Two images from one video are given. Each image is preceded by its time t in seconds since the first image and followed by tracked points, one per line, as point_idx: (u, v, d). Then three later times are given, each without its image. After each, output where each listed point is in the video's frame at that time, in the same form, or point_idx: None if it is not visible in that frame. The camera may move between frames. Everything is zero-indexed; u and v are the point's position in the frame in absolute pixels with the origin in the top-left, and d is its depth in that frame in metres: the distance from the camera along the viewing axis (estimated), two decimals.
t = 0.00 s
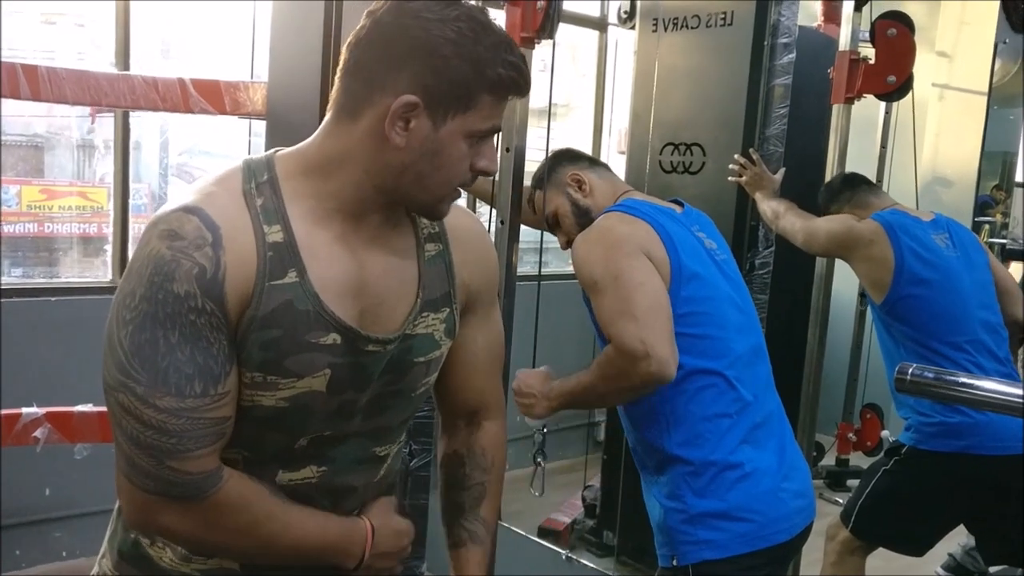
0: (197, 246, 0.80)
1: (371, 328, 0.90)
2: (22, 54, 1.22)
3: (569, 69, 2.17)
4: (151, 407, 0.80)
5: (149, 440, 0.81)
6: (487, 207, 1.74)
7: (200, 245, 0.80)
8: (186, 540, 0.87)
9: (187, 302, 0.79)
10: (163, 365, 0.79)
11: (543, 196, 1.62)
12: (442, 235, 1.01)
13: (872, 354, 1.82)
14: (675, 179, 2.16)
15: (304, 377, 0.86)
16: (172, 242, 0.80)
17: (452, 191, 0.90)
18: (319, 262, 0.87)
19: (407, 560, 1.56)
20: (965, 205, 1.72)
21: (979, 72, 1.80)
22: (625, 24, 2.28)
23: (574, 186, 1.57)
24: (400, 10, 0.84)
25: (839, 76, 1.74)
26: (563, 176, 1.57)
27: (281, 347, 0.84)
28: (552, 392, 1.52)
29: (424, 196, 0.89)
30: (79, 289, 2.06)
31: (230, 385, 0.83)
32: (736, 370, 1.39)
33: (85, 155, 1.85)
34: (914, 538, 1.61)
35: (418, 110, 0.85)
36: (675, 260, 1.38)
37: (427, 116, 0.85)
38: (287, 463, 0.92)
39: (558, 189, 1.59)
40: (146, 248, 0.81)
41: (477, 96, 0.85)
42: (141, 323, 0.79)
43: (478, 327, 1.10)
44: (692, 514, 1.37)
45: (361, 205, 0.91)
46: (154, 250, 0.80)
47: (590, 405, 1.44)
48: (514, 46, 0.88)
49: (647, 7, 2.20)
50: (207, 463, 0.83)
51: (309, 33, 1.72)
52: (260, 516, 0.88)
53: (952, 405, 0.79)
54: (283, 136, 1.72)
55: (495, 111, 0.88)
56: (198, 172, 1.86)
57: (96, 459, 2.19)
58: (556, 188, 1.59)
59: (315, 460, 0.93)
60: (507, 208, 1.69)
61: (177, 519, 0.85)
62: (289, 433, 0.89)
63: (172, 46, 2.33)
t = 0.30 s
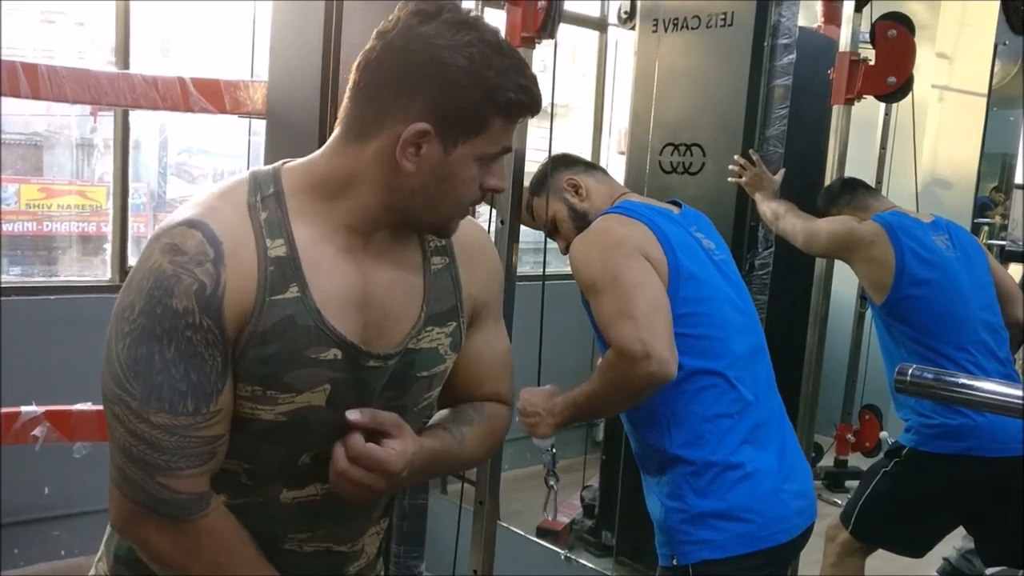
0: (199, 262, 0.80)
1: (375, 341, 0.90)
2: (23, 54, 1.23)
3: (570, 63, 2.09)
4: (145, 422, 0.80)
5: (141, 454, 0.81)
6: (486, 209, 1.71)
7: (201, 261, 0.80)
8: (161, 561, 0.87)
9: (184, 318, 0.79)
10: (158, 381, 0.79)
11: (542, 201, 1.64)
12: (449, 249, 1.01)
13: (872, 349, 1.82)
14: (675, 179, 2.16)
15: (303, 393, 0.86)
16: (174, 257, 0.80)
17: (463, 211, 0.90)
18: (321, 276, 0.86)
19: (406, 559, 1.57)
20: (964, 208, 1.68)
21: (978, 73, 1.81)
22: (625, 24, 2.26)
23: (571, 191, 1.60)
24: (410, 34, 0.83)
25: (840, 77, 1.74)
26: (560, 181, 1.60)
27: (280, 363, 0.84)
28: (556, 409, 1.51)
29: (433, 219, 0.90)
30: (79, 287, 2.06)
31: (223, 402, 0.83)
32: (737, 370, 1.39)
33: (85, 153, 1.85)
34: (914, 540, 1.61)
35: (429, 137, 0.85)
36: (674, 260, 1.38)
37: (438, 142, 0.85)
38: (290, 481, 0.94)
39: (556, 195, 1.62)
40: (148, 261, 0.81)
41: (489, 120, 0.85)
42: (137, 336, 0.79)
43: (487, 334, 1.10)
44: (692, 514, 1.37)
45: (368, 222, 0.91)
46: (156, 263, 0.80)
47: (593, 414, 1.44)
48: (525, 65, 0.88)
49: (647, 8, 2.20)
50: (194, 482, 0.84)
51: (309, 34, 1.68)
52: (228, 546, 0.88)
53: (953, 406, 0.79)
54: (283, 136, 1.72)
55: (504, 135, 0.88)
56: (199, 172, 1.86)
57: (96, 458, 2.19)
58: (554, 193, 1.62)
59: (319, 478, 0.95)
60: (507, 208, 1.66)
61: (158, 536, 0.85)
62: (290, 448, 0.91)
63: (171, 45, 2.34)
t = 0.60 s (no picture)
0: (187, 265, 0.80)
1: (370, 345, 0.89)
2: (24, 52, 1.23)
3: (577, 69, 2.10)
4: (130, 425, 0.80)
5: (126, 457, 0.82)
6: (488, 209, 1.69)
7: (189, 263, 0.80)
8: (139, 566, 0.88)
9: (170, 322, 0.79)
10: (143, 385, 0.80)
11: (546, 200, 1.65)
12: (449, 253, 1.01)
13: (871, 353, 1.85)
14: (675, 179, 2.16)
15: (293, 398, 0.85)
16: (163, 259, 0.80)
17: (463, 215, 0.89)
18: (314, 281, 0.86)
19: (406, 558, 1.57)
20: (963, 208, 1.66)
21: (978, 73, 1.77)
22: (627, 23, 2.25)
23: (576, 187, 1.61)
24: (405, 36, 0.84)
25: (841, 75, 1.71)
26: (564, 178, 1.61)
27: (269, 367, 0.83)
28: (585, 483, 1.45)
29: (431, 221, 0.89)
30: (80, 285, 2.07)
31: (210, 407, 0.83)
32: (741, 368, 1.39)
33: (85, 151, 1.85)
34: (914, 540, 1.61)
35: (425, 138, 0.84)
36: (679, 258, 1.37)
37: (434, 143, 0.85)
38: (285, 490, 0.93)
39: (559, 191, 1.63)
40: (138, 262, 0.81)
41: (487, 123, 0.85)
42: (124, 339, 0.79)
43: (484, 347, 1.11)
44: (696, 511, 1.37)
45: (365, 224, 0.91)
46: (145, 265, 0.80)
47: (621, 453, 1.39)
48: (524, 66, 0.88)
49: (648, 7, 2.20)
50: (179, 487, 0.85)
51: (309, 34, 1.67)
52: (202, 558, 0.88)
53: (957, 406, 0.79)
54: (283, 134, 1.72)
55: (504, 136, 0.88)
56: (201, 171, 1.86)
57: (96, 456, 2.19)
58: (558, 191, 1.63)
59: (314, 488, 0.94)
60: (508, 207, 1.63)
61: (140, 541, 0.86)
62: (282, 454, 0.90)
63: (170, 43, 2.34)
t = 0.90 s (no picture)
0: (178, 260, 0.80)
1: (364, 336, 0.90)
2: (24, 50, 1.23)
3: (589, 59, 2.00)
4: (124, 422, 0.80)
5: (120, 453, 0.82)
6: (488, 205, 1.66)
7: (181, 258, 0.80)
8: (130, 564, 0.88)
9: (162, 317, 0.79)
10: (136, 381, 0.79)
11: (548, 199, 1.70)
12: (442, 243, 1.01)
13: (872, 353, 1.75)
14: (676, 177, 2.17)
15: (289, 390, 0.86)
16: (154, 254, 0.80)
17: (453, 205, 0.90)
18: (308, 274, 0.86)
19: (405, 555, 1.57)
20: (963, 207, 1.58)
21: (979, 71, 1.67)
22: (628, 22, 2.24)
23: (578, 187, 1.68)
24: (395, 25, 0.83)
25: (843, 75, 1.78)
26: (567, 177, 1.68)
27: (264, 360, 0.83)
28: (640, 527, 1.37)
29: (424, 211, 0.89)
30: (80, 282, 2.07)
31: (203, 403, 0.83)
32: (741, 367, 1.38)
33: (85, 148, 1.85)
34: (914, 540, 1.62)
35: (417, 129, 0.84)
36: (680, 256, 1.37)
37: (425, 134, 0.84)
38: (281, 483, 0.93)
39: (560, 192, 1.70)
40: (128, 257, 0.81)
41: (478, 111, 0.85)
42: (117, 335, 0.79)
43: (475, 334, 1.12)
44: (696, 510, 1.37)
45: (357, 216, 0.91)
46: (136, 260, 0.80)
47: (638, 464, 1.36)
48: (515, 54, 0.87)
49: (651, 6, 2.21)
50: (174, 484, 0.84)
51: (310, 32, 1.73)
52: (195, 556, 0.88)
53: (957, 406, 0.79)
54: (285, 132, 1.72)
55: (495, 125, 0.88)
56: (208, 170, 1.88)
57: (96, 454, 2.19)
58: (561, 190, 1.70)
59: (311, 480, 0.95)
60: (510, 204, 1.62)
61: (134, 539, 0.86)
62: (280, 449, 0.90)
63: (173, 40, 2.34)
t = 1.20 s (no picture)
0: (176, 248, 0.79)
1: (362, 325, 0.89)
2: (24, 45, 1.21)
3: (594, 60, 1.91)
4: (125, 410, 0.79)
5: (122, 442, 0.81)
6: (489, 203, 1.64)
7: (179, 246, 0.79)
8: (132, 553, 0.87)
9: (161, 305, 0.78)
10: (136, 369, 0.79)
11: (550, 196, 1.72)
12: (440, 234, 1.01)
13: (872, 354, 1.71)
14: (677, 175, 2.17)
15: (287, 378, 0.86)
16: (152, 242, 0.79)
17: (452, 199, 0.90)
18: (305, 262, 0.86)
19: (406, 552, 1.57)
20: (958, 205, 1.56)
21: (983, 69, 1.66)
22: (629, 19, 2.15)
23: (580, 183, 1.71)
24: (394, 15, 0.82)
25: (845, 73, 1.79)
26: (569, 175, 1.71)
27: (262, 348, 0.83)
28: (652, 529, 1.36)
29: (422, 203, 0.89)
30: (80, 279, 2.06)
31: (203, 391, 0.82)
32: (743, 364, 1.38)
33: (86, 145, 1.85)
34: (914, 539, 1.64)
35: (415, 120, 0.84)
36: (681, 253, 1.37)
37: (423, 125, 0.84)
38: (279, 474, 0.93)
39: (564, 189, 1.72)
40: (126, 246, 0.80)
41: (475, 103, 0.84)
42: (117, 323, 0.78)
43: (473, 328, 1.12)
44: (698, 507, 1.37)
45: (357, 205, 0.91)
46: (134, 249, 0.79)
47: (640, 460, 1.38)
48: (514, 45, 0.87)
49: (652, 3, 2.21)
50: (175, 473, 0.84)
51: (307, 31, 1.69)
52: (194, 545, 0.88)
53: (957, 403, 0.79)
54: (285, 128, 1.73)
55: (493, 116, 0.87)
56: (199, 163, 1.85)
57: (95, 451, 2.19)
58: (563, 187, 1.72)
59: (310, 471, 0.95)
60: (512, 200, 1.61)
61: (137, 527, 0.85)
62: (279, 439, 0.90)
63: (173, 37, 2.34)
